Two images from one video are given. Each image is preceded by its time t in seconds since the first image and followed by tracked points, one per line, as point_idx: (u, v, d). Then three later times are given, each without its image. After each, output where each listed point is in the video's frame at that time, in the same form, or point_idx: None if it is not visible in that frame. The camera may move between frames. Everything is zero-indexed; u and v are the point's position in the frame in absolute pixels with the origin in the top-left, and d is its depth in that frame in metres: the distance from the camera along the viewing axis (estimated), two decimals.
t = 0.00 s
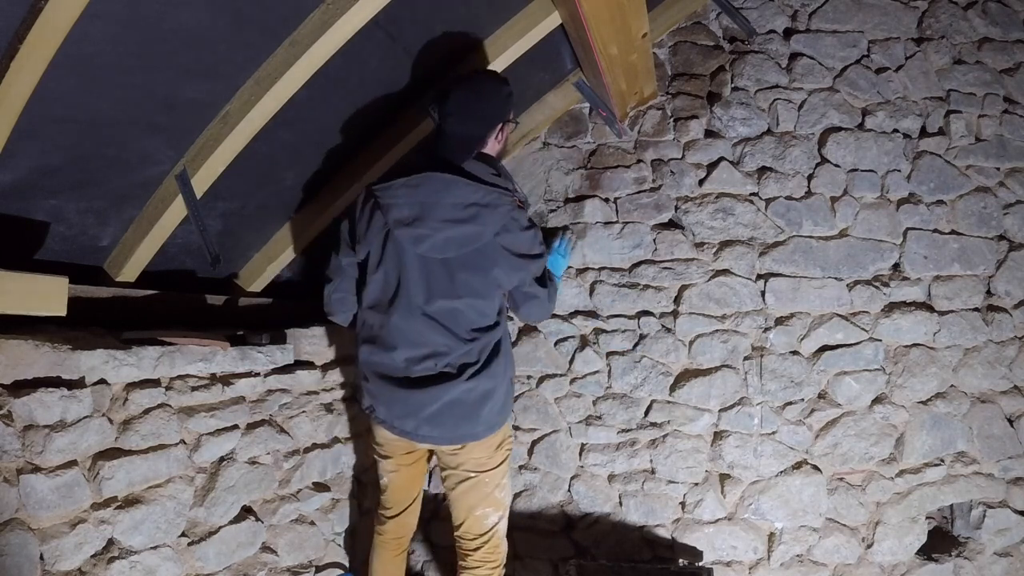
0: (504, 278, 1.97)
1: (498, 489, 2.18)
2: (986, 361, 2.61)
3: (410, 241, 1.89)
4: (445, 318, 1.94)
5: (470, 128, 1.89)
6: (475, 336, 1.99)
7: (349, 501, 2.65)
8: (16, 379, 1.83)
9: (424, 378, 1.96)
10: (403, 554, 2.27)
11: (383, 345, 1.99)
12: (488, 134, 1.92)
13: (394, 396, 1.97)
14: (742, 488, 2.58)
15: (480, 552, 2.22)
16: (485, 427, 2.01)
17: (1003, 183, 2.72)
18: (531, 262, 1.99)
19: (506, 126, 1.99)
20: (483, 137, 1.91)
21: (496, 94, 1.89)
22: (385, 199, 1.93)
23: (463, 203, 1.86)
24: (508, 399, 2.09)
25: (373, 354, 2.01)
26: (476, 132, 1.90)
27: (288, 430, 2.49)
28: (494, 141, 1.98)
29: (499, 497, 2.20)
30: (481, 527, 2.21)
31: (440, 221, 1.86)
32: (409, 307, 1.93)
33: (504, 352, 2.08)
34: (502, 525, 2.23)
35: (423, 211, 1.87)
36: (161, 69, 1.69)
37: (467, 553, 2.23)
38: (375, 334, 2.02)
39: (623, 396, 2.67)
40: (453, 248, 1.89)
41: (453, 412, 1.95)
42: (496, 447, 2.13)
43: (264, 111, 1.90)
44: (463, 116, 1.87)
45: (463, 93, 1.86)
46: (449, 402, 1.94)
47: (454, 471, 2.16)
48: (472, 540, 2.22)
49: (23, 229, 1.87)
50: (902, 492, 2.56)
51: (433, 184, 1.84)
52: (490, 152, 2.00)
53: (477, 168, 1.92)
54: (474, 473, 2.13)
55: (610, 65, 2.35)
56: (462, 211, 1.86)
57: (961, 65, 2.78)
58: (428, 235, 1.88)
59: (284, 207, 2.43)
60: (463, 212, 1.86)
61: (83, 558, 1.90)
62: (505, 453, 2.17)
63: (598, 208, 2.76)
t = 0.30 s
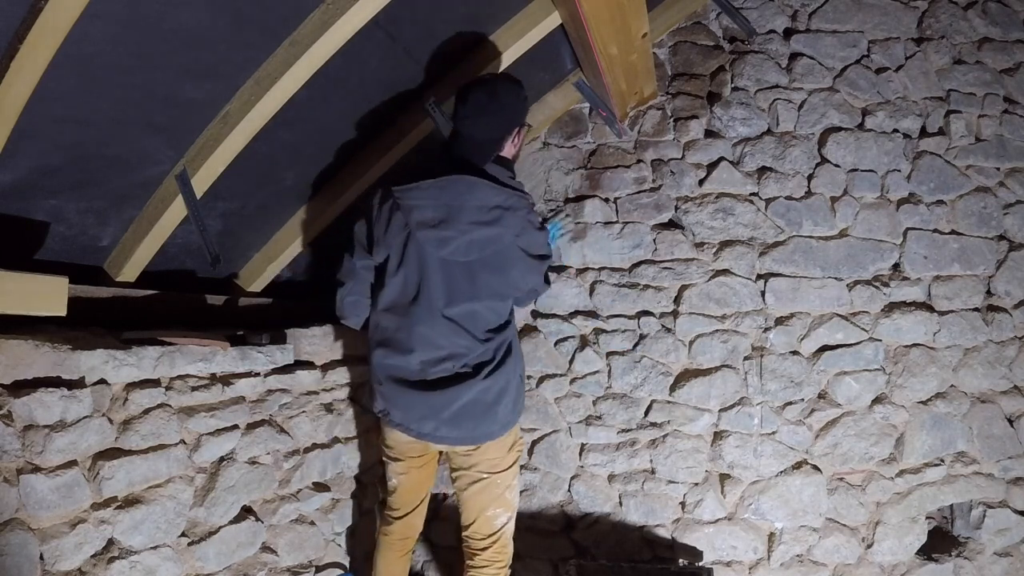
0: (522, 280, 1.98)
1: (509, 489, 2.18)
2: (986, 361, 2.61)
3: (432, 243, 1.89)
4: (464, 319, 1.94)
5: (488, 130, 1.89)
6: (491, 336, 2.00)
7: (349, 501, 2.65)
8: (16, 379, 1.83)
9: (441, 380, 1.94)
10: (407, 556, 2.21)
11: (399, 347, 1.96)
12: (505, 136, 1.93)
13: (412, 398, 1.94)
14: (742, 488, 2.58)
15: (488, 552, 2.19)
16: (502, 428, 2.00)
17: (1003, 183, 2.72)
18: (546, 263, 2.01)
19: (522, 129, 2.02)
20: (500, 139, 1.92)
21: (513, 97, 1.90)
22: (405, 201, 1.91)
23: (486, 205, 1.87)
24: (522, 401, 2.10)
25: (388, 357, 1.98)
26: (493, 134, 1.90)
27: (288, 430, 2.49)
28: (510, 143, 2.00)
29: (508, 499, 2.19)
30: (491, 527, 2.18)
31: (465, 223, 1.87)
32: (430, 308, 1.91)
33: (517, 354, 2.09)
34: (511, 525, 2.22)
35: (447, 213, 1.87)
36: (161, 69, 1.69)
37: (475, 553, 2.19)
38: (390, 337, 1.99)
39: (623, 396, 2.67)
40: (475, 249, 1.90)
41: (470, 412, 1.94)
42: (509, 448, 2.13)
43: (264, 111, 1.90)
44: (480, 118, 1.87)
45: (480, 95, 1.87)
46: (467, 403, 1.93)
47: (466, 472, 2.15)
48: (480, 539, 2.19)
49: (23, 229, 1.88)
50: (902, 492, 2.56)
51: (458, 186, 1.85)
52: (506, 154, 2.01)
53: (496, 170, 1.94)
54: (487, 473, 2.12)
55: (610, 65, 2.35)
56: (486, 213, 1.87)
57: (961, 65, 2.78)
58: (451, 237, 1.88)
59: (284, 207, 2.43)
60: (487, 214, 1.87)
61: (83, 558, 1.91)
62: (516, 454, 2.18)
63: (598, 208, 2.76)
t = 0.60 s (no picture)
0: (530, 282, 1.99)
1: (511, 490, 2.17)
2: (986, 361, 2.61)
3: (444, 243, 1.89)
4: (472, 320, 1.95)
5: (501, 132, 1.88)
6: (497, 337, 2.02)
7: (349, 501, 2.65)
8: (16, 379, 1.83)
9: (448, 381, 1.94)
10: (408, 558, 2.20)
11: (406, 348, 1.95)
12: (517, 138, 1.92)
13: (419, 400, 1.93)
14: (742, 488, 2.58)
15: (488, 554, 2.18)
16: (507, 428, 2.01)
17: (1003, 183, 2.72)
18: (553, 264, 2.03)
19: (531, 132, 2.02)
20: (512, 141, 1.92)
21: (525, 100, 1.89)
22: (417, 200, 1.89)
23: (499, 207, 1.86)
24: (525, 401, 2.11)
25: (394, 357, 1.97)
26: (506, 137, 1.90)
27: (288, 430, 2.48)
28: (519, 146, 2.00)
29: (509, 501, 2.18)
30: (492, 529, 2.18)
31: (477, 224, 1.86)
32: (438, 308, 1.91)
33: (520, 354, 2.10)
34: (511, 527, 2.22)
35: (460, 214, 1.86)
36: (161, 69, 1.69)
37: (475, 554, 2.18)
38: (396, 338, 1.98)
39: (623, 396, 2.67)
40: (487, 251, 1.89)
41: (477, 413, 1.95)
42: (512, 449, 2.13)
43: (264, 111, 1.90)
44: (494, 119, 1.87)
45: (494, 95, 1.86)
46: (474, 403, 1.94)
47: (468, 475, 2.15)
48: (481, 541, 2.19)
49: (23, 229, 1.88)
50: (902, 492, 2.56)
51: (473, 188, 1.83)
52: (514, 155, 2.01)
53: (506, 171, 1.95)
54: (489, 474, 2.12)
55: (610, 65, 2.35)
56: (498, 215, 1.87)
57: (961, 65, 2.78)
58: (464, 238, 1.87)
59: (284, 206, 2.43)
60: (499, 215, 1.87)
61: (83, 558, 1.90)
62: (518, 455, 2.18)
63: (598, 208, 2.76)
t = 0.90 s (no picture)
0: (527, 277, 1.97)
1: (510, 492, 2.17)
2: (986, 361, 2.61)
3: (435, 238, 1.88)
4: (468, 318, 1.94)
5: (494, 126, 1.88)
6: (495, 336, 2.00)
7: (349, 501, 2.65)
8: (16, 379, 1.83)
9: (445, 381, 1.94)
10: (405, 562, 2.20)
11: (402, 348, 1.95)
12: (509, 133, 1.92)
13: (416, 402, 1.93)
14: (742, 488, 2.58)
15: (488, 556, 2.18)
16: (506, 431, 2.01)
17: (1003, 183, 2.72)
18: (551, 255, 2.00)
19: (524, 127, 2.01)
20: (504, 135, 1.91)
21: (518, 96, 1.90)
22: (408, 195, 1.90)
23: (490, 199, 1.85)
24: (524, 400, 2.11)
25: (390, 358, 1.96)
26: (498, 131, 1.89)
27: (288, 430, 2.48)
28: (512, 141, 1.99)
29: (509, 503, 2.18)
30: (492, 530, 2.18)
31: (469, 218, 1.85)
32: (433, 307, 1.91)
33: (519, 352, 2.10)
34: (512, 527, 2.22)
35: (451, 207, 1.85)
36: (161, 69, 1.69)
37: (476, 556, 2.18)
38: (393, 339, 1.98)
39: (623, 396, 2.67)
40: (479, 244, 1.88)
41: (476, 414, 1.95)
42: (511, 451, 2.12)
43: (264, 111, 1.90)
44: (486, 114, 1.86)
45: (486, 91, 1.86)
46: (473, 405, 1.94)
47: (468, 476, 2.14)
48: (482, 542, 2.18)
49: (23, 229, 1.88)
50: (902, 492, 2.56)
51: (462, 180, 1.83)
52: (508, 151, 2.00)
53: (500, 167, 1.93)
54: (489, 476, 2.12)
55: (610, 65, 2.35)
56: (490, 208, 1.85)
57: (961, 65, 2.78)
58: (456, 232, 1.86)
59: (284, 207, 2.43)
60: (491, 207, 1.85)
61: (83, 558, 1.90)
62: (518, 456, 2.17)
63: (598, 208, 2.76)
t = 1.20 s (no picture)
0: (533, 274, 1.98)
1: (513, 492, 2.17)
2: (986, 361, 2.61)
3: (441, 237, 1.88)
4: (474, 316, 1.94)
5: (496, 125, 1.88)
6: (501, 333, 2.00)
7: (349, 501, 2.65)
8: (16, 379, 1.83)
9: (451, 378, 1.94)
10: (406, 563, 2.19)
11: (409, 347, 1.95)
12: (512, 133, 1.92)
13: (422, 400, 1.93)
14: (742, 488, 2.58)
15: (490, 556, 2.18)
16: (512, 428, 2.01)
17: (1003, 183, 2.72)
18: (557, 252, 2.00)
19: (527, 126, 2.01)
20: (508, 135, 1.91)
21: (521, 97, 1.90)
22: (413, 195, 1.90)
23: (495, 197, 1.86)
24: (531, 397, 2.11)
25: (397, 356, 1.96)
26: (500, 130, 1.89)
27: (288, 430, 2.48)
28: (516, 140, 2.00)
29: (510, 505, 2.17)
30: (495, 530, 2.18)
31: (475, 215, 1.86)
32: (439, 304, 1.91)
33: (525, 349, 2.10)
34: (514, 527, 2.22)
35: (457, 206, 1.86)
36: (161, 69, 1.69)
37: (478, 555, 2.18)
38: (399, 338, 1.97)
39: (623, 396, 2.67)
40: (485, 242, 1.89)
41: (482, 410, 1.94)
42: (516, 451, 2.12)
43: (264, 111, 1.90)
44: (489, 114, 1.86)
45: (489, 91, 1.86)
46: (479, 401, 1.93)
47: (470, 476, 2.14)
48: (484, 542, 2.19)
49: (23, 229, 1.88)
50: (902, 492, 2.56)
51: (468, 179, 1.84)
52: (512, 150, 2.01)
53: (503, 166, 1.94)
54: (493, 476, 2.12)
55: (610, 65, 2.35)
56: (496, 205, 1.86)
57: (961, 65, 2.78)
58: (462, 230, 1.87)
59: (283, 207, 2.43)
60: (496, 205, 1.86)
61: (83, 558, 1.90)
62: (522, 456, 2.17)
63: (598, 208, 2.76)
